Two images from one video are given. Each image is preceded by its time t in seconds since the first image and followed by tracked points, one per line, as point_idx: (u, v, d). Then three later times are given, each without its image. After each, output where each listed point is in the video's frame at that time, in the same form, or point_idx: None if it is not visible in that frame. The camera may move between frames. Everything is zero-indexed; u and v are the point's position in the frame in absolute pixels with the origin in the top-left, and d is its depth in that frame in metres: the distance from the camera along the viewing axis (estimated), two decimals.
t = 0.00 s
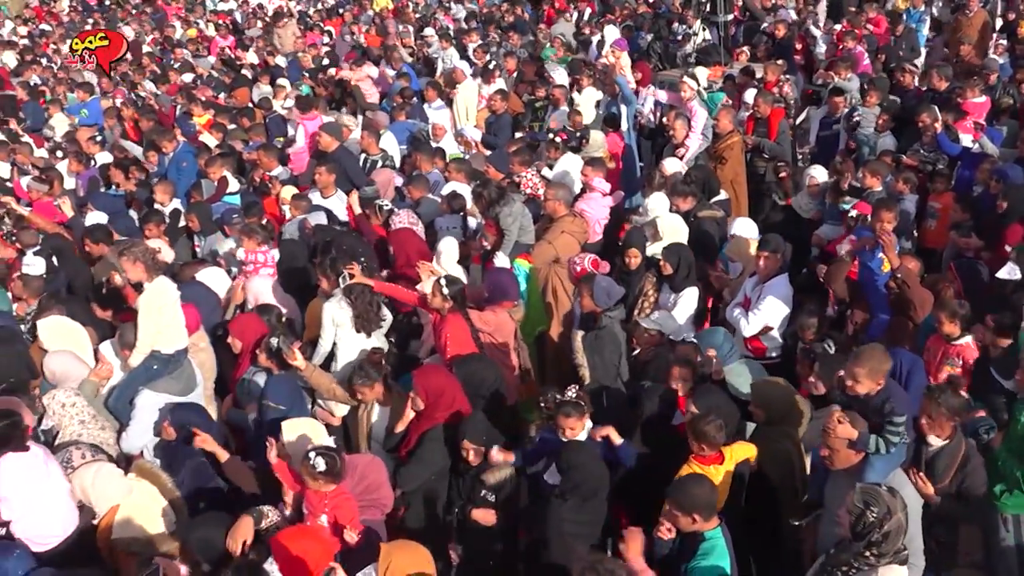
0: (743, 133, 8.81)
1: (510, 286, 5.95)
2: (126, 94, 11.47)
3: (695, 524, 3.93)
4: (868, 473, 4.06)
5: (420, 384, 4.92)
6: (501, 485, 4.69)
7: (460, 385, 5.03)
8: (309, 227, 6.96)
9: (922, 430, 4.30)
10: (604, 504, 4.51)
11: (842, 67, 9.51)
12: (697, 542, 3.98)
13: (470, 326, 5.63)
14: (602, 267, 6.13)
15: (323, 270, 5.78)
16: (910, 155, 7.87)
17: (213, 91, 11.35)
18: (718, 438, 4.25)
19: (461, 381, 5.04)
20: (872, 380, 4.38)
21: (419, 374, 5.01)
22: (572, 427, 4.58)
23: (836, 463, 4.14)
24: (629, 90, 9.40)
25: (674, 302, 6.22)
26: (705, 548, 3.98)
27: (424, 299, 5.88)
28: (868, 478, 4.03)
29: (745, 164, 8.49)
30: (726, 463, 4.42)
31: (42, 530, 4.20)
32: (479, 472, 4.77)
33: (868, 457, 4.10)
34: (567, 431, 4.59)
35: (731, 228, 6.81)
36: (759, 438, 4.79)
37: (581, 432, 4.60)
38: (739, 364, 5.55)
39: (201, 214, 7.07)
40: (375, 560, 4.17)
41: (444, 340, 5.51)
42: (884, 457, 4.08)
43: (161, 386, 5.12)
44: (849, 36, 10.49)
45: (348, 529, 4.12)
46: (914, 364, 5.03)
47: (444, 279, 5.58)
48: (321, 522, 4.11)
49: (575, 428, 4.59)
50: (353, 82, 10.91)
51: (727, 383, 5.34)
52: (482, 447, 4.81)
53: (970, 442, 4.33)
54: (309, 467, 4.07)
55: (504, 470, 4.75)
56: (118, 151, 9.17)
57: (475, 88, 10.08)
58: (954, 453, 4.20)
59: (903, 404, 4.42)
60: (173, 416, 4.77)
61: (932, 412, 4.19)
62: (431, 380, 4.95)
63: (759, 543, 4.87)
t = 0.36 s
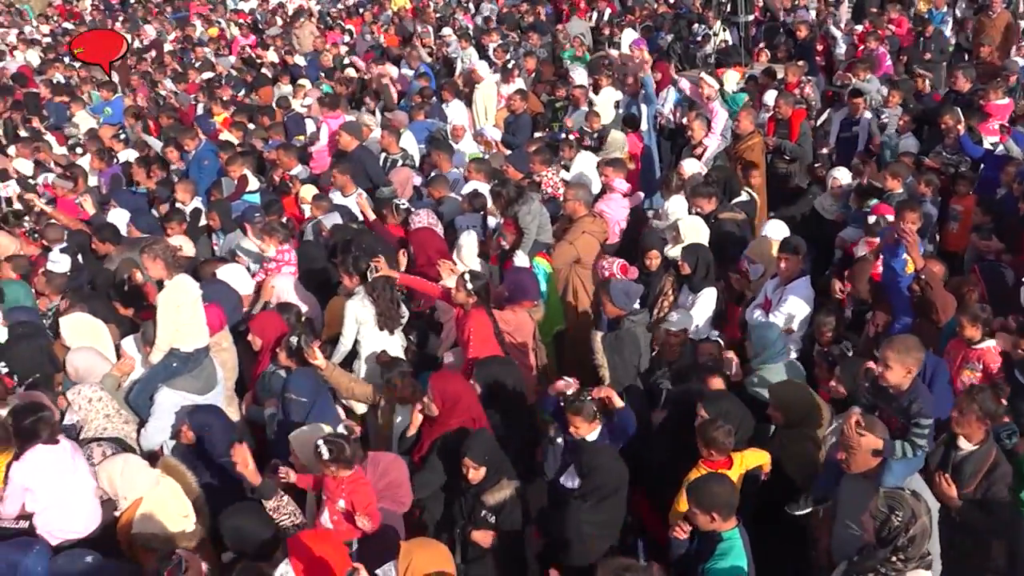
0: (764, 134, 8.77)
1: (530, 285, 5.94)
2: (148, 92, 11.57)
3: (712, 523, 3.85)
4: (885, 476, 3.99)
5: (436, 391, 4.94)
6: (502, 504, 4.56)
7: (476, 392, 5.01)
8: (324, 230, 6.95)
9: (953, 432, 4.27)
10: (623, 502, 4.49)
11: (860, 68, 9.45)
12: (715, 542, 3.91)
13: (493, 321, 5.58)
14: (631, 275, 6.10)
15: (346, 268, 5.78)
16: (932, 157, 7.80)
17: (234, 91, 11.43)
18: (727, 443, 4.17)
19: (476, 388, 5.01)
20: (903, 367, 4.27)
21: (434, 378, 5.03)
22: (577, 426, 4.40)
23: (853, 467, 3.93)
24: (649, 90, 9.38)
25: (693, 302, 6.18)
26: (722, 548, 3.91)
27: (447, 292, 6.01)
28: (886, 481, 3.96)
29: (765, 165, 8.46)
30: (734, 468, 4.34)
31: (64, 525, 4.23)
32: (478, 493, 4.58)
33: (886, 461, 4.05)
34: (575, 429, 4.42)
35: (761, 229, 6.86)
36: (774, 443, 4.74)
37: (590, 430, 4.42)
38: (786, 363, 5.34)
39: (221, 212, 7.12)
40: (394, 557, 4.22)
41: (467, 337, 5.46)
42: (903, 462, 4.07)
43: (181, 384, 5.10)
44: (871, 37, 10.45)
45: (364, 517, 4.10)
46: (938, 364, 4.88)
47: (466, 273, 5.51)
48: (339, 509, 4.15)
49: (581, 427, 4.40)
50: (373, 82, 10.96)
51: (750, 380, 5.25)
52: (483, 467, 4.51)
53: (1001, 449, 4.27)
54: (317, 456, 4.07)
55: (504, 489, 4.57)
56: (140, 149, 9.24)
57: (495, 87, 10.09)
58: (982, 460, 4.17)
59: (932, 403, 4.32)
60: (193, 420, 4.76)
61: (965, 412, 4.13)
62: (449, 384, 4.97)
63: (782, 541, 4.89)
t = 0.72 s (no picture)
0: (781, 133, 8.75)
1: (548, 285, 5.89)
2: (167, 91, 11.64)
3: (728, 525, 3.82)
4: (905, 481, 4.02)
5: (442, 399, 4.96)
6: (503, 518, 4.33)
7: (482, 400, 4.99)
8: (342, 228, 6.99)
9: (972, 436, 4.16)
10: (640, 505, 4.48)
11: (878, 68, 9.40)
12: (732, 545, 3.86)
13: (512, 317, 5.55)
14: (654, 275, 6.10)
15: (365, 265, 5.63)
16: (952, 158, 7.75)
17: (253, 90, 11.51)
18: (742, 445, 4.15)
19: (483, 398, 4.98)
20: (925, 367, 4.25)
21: (441, 389, 5.03)
22: (592, 430, 4.40)
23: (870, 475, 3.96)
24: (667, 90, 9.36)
25: (711, 303, 6.17)
26: (740, 550, 3.87)
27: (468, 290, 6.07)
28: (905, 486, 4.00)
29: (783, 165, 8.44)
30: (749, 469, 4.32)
31: (83, 516, 4.25)
32: (480, 503, 4.39)
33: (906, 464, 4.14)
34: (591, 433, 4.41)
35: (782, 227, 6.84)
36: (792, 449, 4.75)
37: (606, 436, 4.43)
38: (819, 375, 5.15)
39: (238, 212, 7.15)
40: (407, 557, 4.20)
41: (488, 334, 5.42)
42: (928, 463, 4.20)
43: (200, 381, 5.11)
44: (890, 37, 10.41)
45: (371, 499, 4.12)
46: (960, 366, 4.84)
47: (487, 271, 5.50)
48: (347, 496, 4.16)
49: (596, 430, 4.40)
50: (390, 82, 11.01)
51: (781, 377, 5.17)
52: (484, 480, 4.38)
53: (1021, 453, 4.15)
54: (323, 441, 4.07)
55: (504, 503, 4.35)
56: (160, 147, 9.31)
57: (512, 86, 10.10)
58: (1001, 464, 4.05)
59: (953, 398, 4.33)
60: (211, 413, 4.86)
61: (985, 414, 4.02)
62: (454, 395, 4.96)
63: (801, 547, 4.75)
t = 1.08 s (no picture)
0: (797, 133, 8.73)
1: (565, 286, 5.85)
2: (182, 89, 11.71)
3: (745, 529, 3.80)
4: (925, 485, 3.88)
5: (452, 400, 4.84)
6: (516, 514, 4.49)
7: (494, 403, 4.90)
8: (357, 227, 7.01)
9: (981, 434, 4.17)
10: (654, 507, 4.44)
11: (894, 67, 9.36)
12: (749, 547, 3.83)
13: (529, 316, 5.54)
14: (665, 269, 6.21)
15: (382, 263, 5.59)
16: (969, 158, 7.70)
17: (268, 90, 11.55)
18: (757, 449, 4.13)
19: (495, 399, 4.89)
20: (943, 368, 4.20)
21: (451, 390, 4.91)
22: (610, 429, 4.43)
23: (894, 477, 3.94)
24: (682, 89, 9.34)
25: (728, 304, 6.19)
26: (756, 553, 3.85)
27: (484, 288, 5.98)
28: (925, 492, 3.86)
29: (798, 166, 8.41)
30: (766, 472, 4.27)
31: (100, 511, 4.27)
32: (493, 500, 4.55)
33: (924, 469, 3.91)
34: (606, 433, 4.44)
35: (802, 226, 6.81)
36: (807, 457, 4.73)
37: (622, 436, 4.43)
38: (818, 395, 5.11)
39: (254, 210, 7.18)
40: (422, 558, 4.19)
41: (506, 334, 5.38)
42: (946, 466, 3.95)
43: (218, 379, 5.13)
44: (906, 37, 10.38)
45: (383, 499, 4.13)
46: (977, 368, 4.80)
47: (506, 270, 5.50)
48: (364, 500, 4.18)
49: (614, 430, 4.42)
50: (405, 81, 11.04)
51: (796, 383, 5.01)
52: (492, 474, 4.52)
53: None
54: (341, 447, 4.07)
55: (518, 499, 4.50)
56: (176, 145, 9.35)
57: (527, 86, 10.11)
58: (1011, 461, 4.09)
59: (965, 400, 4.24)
60: (230, 407, 4.80)
61: (999, 414, 4.05)
62: (463, 398, 4.85)
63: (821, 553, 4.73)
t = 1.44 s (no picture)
0: (812, 134, 8.69)
1: (578, 286, 5.84)
2: (197, 89, 11.74)
3: (760, 533, 3.79)
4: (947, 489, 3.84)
5: (467, 400, 4.84)
6: (527, 516, 4.43)
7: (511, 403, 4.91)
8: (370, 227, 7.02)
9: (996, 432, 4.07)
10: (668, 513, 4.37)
11: (909, 67, 9.31)
12: (765, 551, 3.81)
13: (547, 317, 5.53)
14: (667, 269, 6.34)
15: (395, 262, 5.52)
16: (985, 158, 7.63)
17: (282, 90, 11.57)
18: (772, 453, 4.10)
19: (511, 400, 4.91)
20: (968, 373, 4.19)
21: (468, 389, 4.94)
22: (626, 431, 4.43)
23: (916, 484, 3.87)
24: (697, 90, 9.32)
25: (745, 305, 6.16)
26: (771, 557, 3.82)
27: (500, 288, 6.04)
28: (948, 497, 3.82)
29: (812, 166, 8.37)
30: (781, 477, 4.23)
31: (116, 509, 4.24)
32: (503, 501, 4.51)
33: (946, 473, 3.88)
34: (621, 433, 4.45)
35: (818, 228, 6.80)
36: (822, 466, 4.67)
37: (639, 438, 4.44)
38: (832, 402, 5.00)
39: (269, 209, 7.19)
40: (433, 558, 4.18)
41: (523, 332, 5.38)
42: (970, 472, 3.88)
43: (231, 379, 5.19)
44: (921, 37, 10.33)
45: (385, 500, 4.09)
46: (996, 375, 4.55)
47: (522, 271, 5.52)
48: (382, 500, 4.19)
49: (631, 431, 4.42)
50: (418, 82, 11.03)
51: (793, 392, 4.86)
52: (506, 476, 4.56)
53: None
54: (364, 449, 4.09)
55: (529, 502, 4.46)
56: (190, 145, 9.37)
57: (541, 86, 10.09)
58: None
59: (997, 408, 4.24)
60: (246, 397, 4.87)
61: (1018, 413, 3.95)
62: (479, 396, 4.86)
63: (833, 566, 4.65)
